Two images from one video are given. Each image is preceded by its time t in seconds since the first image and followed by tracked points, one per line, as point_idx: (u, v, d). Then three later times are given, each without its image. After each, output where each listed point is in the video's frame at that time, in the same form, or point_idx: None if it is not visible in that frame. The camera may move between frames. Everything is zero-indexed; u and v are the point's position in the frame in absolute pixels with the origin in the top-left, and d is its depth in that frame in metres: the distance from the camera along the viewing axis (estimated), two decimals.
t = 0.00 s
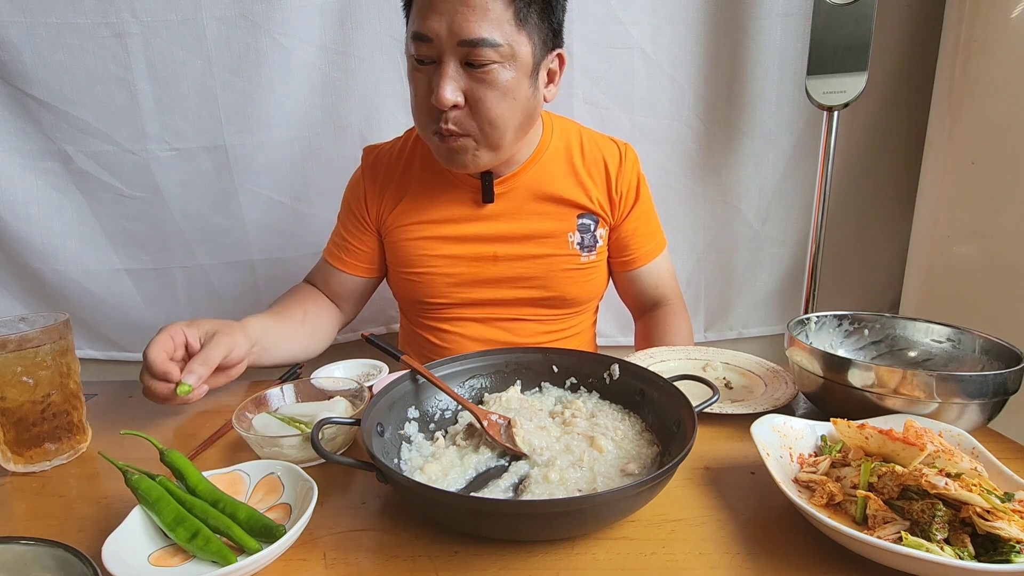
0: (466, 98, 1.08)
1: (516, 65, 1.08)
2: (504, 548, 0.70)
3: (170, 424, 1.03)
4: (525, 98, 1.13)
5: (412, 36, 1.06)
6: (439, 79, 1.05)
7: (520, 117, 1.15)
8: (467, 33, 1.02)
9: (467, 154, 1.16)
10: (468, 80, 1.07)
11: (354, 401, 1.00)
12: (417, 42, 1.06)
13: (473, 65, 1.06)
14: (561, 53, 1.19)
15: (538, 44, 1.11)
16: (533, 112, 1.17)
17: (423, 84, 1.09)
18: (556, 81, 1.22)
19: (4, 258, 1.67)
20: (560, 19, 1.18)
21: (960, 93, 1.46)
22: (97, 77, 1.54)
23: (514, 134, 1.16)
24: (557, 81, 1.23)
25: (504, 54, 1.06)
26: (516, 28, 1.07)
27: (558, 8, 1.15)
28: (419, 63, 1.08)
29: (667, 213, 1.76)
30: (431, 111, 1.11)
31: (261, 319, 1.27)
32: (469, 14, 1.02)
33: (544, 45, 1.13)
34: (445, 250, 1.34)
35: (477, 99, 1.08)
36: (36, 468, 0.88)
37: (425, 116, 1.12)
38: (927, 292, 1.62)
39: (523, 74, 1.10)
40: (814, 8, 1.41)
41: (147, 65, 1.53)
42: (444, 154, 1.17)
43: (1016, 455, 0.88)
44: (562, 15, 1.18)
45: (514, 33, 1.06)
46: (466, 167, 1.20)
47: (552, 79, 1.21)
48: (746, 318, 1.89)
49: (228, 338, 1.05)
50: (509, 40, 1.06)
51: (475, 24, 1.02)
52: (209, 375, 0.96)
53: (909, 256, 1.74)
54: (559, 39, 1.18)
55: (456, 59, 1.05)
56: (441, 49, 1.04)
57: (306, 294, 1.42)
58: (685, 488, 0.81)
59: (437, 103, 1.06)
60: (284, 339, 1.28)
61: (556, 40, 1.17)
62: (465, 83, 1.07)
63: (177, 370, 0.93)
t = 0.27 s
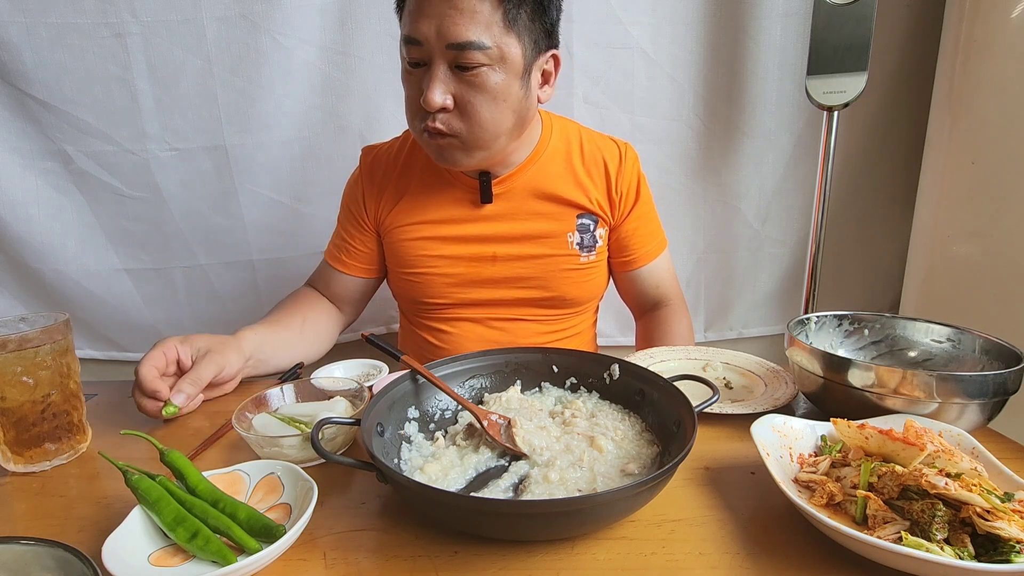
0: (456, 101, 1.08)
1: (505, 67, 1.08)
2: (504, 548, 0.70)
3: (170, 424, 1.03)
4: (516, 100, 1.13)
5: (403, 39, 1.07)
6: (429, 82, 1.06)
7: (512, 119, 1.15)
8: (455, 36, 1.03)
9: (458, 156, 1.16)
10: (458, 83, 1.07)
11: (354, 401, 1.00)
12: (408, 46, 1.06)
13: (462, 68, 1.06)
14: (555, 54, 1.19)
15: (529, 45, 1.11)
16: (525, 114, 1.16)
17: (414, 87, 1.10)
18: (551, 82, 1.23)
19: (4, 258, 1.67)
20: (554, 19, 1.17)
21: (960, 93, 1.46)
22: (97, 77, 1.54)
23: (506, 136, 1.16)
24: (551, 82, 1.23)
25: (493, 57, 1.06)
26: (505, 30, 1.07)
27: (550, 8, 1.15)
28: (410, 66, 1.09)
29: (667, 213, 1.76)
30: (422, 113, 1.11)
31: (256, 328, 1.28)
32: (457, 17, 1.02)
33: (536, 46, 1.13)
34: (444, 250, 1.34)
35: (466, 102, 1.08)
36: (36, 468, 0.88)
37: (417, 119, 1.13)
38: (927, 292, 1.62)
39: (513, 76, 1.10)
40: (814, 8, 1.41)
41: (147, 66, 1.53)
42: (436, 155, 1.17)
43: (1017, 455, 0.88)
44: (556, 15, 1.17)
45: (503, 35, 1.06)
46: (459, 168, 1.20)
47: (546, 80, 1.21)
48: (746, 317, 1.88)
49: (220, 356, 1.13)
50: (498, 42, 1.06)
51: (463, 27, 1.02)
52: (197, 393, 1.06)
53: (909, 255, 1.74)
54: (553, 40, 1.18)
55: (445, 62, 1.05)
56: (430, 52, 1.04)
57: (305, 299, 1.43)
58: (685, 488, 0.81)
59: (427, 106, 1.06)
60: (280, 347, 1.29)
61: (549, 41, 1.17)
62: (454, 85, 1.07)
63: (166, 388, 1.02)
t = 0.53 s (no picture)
0: (456, 101, 1.08)
1: (505, 67, 1.08)
2: (504, 548, 0.70)
3: (170, 424, 1.03)
4: (516, 99, 1.13)
5: (404, 39, 1.07)
6: (429, 82, 1.06)
7: (512, 119, 1.15)
8: (455, 36, 1.03)
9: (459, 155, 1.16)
10: (458, 83, 1.07)
11: (354, 401, 1.00)
12: (408, 47, 1.06)
13: (462, 67, 1.06)
14: (556, 53, 1.19)
15: (528, 45, 1.11)
16: (526, 113, 1.16)
17: (415, 87, 1.10)
18: (551, 81, 1.22)
19: (4, 258, 1.67)
20: (554, 18, 1.17)
21: (960, 93, 1.46)
22: (97, 77, 1.54)
23: (508, 135, 1.16)
24: (552, 81, 1.23)
25: (493, 56, 1.06)
26: (505, 29, 1.06)
27: (550, 7, 1.14)
28: (410, 66, 1.09)
29: (667, 213, 1.76)
30: (423, 113, 1.11)
31: (254, 327, 1.28)
32: (457, 17, 1.02)
33: (535, 45, 1.13)
34: (444, 249, 1.34)
35: (467, 101, 1.08)
36: (36, 468, 0.88)
37: (418, 118, 1.13)
38: (927, 292, 1.62)
39: (513, 76, 1.10)
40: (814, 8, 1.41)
41: (147, 66, 1.53)
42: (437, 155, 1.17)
43: (1016, 455, 0.88)
44: (556, 14, 1.17)
45: (502, 35, 1.06)
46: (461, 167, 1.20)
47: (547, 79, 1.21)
48: (746, 317, 1.88)
49: (215, 355, 1.12)
50: (497, 42, 1.06)
51: (463, 27, 1.03)
52: (197, 391, 1.04)
53: (909, 255, 1.74)
54: (553, 39, 1.18)
55: (445, 62, 1.06)
56: (430, 53, 1.05)
57: (304, 298, 1.43)
58: (685, 488, 0.81)
59: (427, 106, 1.06)
60: (279, 346, 1.29)
61: (549, 40, 1.17)
62: (454, 85, 1.07)
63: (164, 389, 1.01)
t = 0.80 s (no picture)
0: (442, 103, 1.09)
1: (491, 71, 1.08)
2: (504, 548, 0.70)
3: (170, 424, 1.03)
4: (503, 104, 1.12)
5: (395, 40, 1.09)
6: (415, 84, 1.07)
7: (499, 123, 1.14)
8: (441, 39, 1.04)
9: (446, 156, 1.17)
10: (444, 86, 1.08)
11: (354, 401, 1.00)
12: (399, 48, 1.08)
13: (448, 71, 1.07)
14: (549, 57, 1.18)
15: (517, 49, 1.10)
16: (514, 118, 1.16)
17: (405, 87, 1.12)
18: (546, 86, 1.21)
19: (3, 258, 1.67)
20: (550, 21, 1.16)
21: (959, 93, 1.46)
22: (97, 77, 1.54)
23: (494, 139, 1.16)
24: (547, 86, 1.22)
25: (478, 61, 1.06)
26: (492, 34, 1.06)
27: (544, 11, 1.13)
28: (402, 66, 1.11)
29: (667, 213, 1.76)
30: (411, 114, 1.13)
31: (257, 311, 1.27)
32: (443, 21, 1.03)
33: (525, 49, 1.12)
34: (444, 248, 1.34)
35: (451, 105, 1.09)
36: (36, 468, 0.88)
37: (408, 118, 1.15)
38: (927, 292, 1.62)
39: (499, 80, 1.10)
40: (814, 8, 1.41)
41: (147, 66, 1.53)
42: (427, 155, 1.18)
43: (1016, 455, 0.88)
44: (552, 18, 1.16)
45: (489, 39, 1.06)
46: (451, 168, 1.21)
47: (541, 84, 1.20)
48: (746, 317, 1.88)
49: (216, 329, 1.05)
50: (483, 46, 1.06)
51: (448, 31, 1.03)
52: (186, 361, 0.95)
53: (909, 256, 1.74)
54: (547, 43, 1.17)
55: (432, 65, 1.07)
56: (418, 55, 1.06)
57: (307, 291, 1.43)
58: (685, 488, 0.81)
59: (413, 107, 1.08)
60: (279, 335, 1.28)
61: (542, 44, 1.16)
62: (440, 88, 1.08)
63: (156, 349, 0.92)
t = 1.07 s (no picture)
0: (439, 104, 1.09)
1: (488, 72, 1.08)
2: (504, 548, 0.70)
3: (170, 424, 1.03)
4: (500, 104, 1.12)
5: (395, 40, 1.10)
6: (413, 84, 1.08)
7: (497, 123, 1.15)
8: (438, 40, 1.04)
9: (443, 156, 1.17)
10: (441, 86, 1.08)
11: (354, 401, 1.00)
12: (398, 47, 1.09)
13: (445, 71, 1.07)
14: (549, 58, 1.17)
15: (515, 50, 1.10)
16: (511, 119, 1.16)
17: (404, 87, 1.12)
18: (545, 86, 1.20)
19: (3, 258, 1.67)
20: (549, 22, 1.15)
21: (960, 93, 1.46)
22: (97, 77, 1.54)
23: (491, 139, 1.16)
24: (547, 86, 1.21)
25: (475, 62, 1.06)
26: (490, 35, 1.06)
27: (543, 11, 1.13)
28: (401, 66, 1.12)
29: (667, 213, 1.76)
30: (409, 113, 1.13)
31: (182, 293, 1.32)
32: (440, 22, 1.04)
33: (524, 50, 1.11)
34: (444, 247, 1.34)
35: (448, 105, 1.09)
36: (36, 468, 0.88)
37: (406, 118, 1.15)
38: (927, 292, 1.62)
39: (496, 81, 1.10)
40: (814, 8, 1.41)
41: (147, 66, 1.53)
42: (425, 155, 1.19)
43: (1016, 455, 0.88)
44: (551, 20, 1.15)
45: (486, 40, 1.06)
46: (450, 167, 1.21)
47: (540, 85, 1.19)
48: (746, 318, 1.88)
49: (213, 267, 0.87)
50: (480, 47, 1.06)
51: (445, 32, 1.04)
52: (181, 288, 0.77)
53: (909, 256, 1.74)
54: (547, 43, 1.16)
55: (430, 65, 1.07)
56: (415, 55, 1.06)
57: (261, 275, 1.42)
58: (685, 488, 0.81)
59: (410, 107, 1.08)
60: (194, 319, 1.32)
61: (542, 45, 1.15)
62: (437, 88, 1.08)
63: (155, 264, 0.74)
